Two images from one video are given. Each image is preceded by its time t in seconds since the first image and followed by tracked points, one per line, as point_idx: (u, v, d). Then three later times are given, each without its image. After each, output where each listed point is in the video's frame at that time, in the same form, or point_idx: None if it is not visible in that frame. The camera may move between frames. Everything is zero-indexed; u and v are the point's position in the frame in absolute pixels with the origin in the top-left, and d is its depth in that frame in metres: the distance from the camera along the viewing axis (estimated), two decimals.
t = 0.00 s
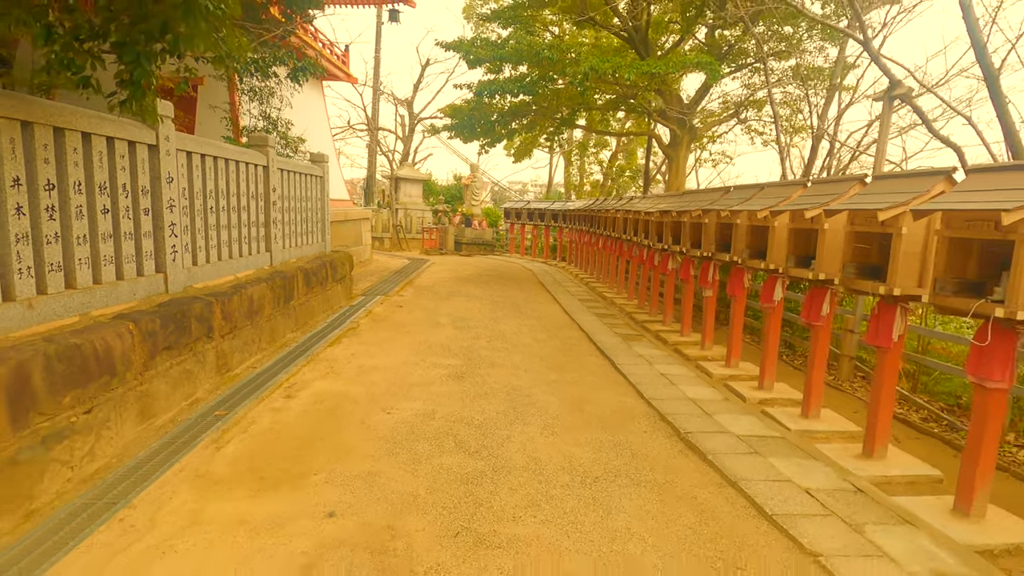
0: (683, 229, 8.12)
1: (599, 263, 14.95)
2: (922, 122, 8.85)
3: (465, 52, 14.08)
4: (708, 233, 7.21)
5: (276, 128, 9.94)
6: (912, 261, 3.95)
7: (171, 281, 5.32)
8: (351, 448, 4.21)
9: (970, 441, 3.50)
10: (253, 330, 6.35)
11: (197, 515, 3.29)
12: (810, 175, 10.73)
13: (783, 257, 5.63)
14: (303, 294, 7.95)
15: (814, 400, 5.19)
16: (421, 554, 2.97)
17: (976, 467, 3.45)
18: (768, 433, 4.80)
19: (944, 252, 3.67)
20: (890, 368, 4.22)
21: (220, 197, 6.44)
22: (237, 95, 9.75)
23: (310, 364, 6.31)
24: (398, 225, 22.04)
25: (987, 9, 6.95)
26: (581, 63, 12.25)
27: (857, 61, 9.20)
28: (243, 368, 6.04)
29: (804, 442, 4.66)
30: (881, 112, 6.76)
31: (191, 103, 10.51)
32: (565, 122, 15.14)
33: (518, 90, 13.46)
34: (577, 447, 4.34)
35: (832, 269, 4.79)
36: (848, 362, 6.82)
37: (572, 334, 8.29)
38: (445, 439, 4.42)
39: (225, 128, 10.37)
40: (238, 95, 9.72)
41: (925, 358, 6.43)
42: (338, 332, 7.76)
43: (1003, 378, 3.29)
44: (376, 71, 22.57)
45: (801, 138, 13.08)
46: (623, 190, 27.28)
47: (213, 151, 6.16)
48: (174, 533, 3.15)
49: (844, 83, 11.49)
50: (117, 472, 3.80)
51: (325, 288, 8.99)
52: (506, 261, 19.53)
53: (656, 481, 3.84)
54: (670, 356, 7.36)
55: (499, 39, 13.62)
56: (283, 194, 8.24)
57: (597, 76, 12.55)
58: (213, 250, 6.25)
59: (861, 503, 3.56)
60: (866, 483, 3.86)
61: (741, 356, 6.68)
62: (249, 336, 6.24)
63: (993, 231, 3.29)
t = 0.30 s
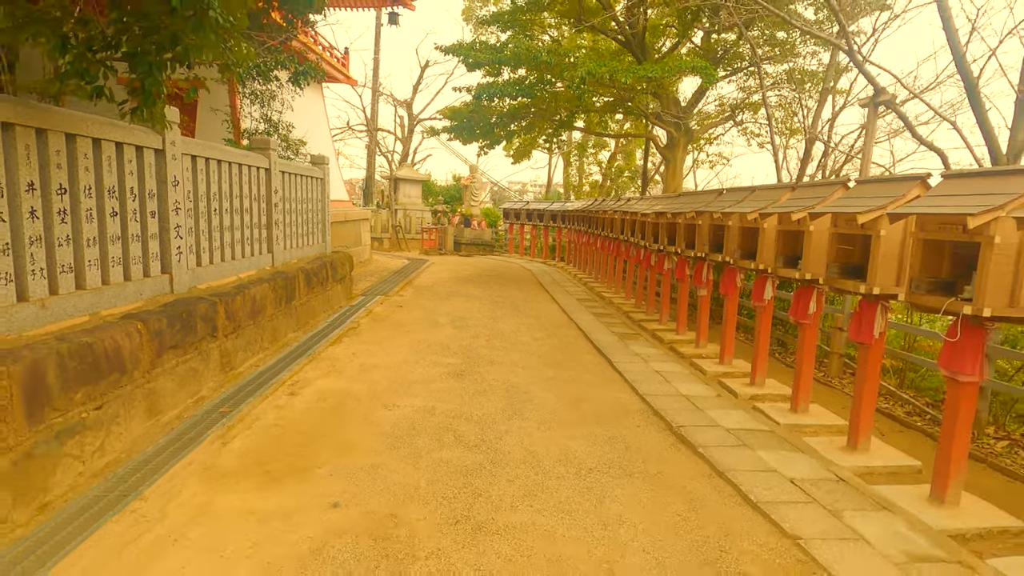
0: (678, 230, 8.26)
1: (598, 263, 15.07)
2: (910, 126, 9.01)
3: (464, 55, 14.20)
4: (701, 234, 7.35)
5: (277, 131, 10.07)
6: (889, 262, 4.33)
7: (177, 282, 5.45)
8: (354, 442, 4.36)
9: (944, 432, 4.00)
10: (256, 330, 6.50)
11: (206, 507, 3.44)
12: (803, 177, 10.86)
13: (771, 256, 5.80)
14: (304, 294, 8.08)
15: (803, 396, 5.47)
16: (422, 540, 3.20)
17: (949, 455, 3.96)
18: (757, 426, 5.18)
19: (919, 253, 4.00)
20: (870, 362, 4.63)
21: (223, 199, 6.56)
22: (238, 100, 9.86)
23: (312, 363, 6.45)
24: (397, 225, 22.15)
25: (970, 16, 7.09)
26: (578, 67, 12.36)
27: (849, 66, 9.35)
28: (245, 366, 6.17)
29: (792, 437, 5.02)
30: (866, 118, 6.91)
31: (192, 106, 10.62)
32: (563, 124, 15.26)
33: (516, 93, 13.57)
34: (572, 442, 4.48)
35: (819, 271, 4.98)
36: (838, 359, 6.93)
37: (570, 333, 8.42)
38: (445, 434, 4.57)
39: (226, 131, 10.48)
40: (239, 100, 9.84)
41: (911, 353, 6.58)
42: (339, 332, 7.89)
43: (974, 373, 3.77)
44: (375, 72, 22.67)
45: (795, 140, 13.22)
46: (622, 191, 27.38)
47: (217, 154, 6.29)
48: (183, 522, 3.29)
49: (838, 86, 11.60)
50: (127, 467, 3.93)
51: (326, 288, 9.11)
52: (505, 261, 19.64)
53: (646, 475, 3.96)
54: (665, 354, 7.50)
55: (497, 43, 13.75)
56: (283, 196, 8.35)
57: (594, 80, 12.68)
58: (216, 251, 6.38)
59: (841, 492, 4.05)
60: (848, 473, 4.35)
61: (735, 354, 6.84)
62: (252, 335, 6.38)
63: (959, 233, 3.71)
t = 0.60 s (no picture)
0: (671, 231, 8.49)
1: (595, 263, 15.29)
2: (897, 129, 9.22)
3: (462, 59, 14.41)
4: (692, 235, 7.59)
5: (281, 134, 10.31)
6: (868, 262, 4.60)
7: (188, 282, 5.67)
8: (359, 434, 4.59)
9: (917, 424, 4.27)
10: (262, 328, 6.72)
11: (221, 493, 3.67)
12: (796, 179, 11.09)
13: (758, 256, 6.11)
14: (307, 294, 8.30)
15: (789, 391, 5.73)
16: (424, 522, 3.44)
17: (922, 445, 4.22)
18: (744, 420, 5.42)
19: (892, 254, 4.31)
20: (849, 358, 4.91)
21: (231, 202, 6.79)
22: (242, 105, 10.08)
23: (316, 361, 6.67)
24: (397, 226, 22.35)
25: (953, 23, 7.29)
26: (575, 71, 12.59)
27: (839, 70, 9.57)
28: (252, 363, 6.39)
29: (777, 430, 5.26)
30: (852, 123, 7.14)
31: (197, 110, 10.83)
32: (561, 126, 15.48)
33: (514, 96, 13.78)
34: (567, 434, 4.71)
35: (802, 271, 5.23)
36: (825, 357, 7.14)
37: (566, 331, 8.65)
38: (445, 426, 4.80)
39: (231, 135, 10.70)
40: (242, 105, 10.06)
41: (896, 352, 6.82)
42: (341, 331, 8.11)
43: (943, 366, 4.05)
44: (375, 74, 22.87)
45: (789, 143, 13.44)
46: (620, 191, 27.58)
47: (225, 158, 6.51)
48: (201, 507, 3.52)
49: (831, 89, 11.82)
50: (145, 457, 4.15)
51: (328, 288, 9.33)
52: (504, 262, 19.85)
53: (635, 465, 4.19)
54: (658, 351, 7.73)
55: (496, 47, 13.97)
56: (287, 198, 8.57)
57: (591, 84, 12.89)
58: (224, 252, 6.60)
59: (819, 480, 4.30)
60: (828, 463, 4.59)
61: (726, 352, 7.07)
62: (258, 333, 6.60)
63: (926, 234, 4.02)
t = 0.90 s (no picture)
0: (667, 231, 8.67)
1: (593, 264, 15.47)
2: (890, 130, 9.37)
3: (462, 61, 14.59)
4: (687, 235, 7.78)
5: (284, 136, 10.49)
6: (854, 261, 4.78)
7: (197, 281, 5.84)
8: (362, 427, 4.76)
9: (901, 418, 4.44)
10: (268, 326, 6.89)
11: (233, 481, 3.84)
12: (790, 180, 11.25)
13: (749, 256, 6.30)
14: (310, 293, 8.46)
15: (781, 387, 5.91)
16: (425, 508, 3.61)
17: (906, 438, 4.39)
18: (736, 415, 5.59)
19: (877, 254, 4.50)
20: (837, 354, 5.08)
21: (237, 203, 6.96)
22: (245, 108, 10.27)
23: (320, 358, 6.85)
24: (397, 227, 22.53)
25: (943, 27, 7.44)
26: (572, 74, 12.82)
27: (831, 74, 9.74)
28: (258, 360, 6.56)
29: (768, 425, 5.43)
30: (843, 126, 7.32)
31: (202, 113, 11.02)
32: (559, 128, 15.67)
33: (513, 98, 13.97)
34: (563, 427, 4.89)
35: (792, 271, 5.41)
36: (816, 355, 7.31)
37: (564, 330, 8.82)
38: (445, 420, 4.98)
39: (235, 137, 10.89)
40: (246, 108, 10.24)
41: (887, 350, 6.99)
42: (344, 329, 8.28)
43: (925, 362, 4.22)
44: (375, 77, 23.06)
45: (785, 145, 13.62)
46: (619, 192, 27.75)
47: (231, 160, 6.69)
48: (214, 493, 3.69)
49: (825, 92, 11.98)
50: (158, 447, 4.32)
51: (330, 288, 9.50)
52: (503, 262, 20.02)
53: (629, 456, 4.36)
54: (654, 350, 7.91)
55: (494, 49, 14.15)
56: (290, 199, 8.74)
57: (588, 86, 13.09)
58: (231, 252, 6.77)
59: (806, 472, 4.47)
60: (816, 455, 4.76)
61: (720, 350, 7.25)
62: (263, 331, 6.77)
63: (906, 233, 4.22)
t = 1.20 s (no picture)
0: (661, 231, 8.93)
1: (591, 264, 15.73)
2: (881, 132, 9.59)
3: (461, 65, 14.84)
4: (680, 235, 8.02)
5: (288, 139, 10.73)
6: (835, 259, 5.02)
7: (208, 278, 6.09)
8: (366, 417, 5.00)
9: (879, 408, 4.67)
10: (274, 322, 7.13)
11: (246, 464, 4.08)
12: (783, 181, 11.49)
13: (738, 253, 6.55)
14: (314, 291, 8.70)
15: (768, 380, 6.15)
16: (427, 490, 3.84)
17: (883, 427, 4.63)
18: (724, 406, 5.84)
19: (856, 250, 4.73)
20: (821, 348, 5.33)
21: (245, 203, 7.21)
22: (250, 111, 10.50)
23: (324, 353, 7.09)
24: (398, 227, 22.80)
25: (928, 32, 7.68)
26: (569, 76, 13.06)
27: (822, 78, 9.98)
28: (265, 354, 6.80)
29: (755, 416, 5.67)
30: (830, 128, 7.55)
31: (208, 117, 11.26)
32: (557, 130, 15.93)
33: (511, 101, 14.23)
34: (558, 417, 5.13)
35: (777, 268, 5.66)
36: (805, 350, 7.56)
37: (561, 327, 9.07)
38: (445, 410, 5.22)
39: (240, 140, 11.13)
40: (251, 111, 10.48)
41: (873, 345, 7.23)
42: (347, 326, 8.52)
43: (900, 354, 4.46)
44: (375, 79, 23.31)
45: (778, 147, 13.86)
46: (617, 193, 28.00)
47: (240, 162, 6.94)
48: (229, 475, 3.93)
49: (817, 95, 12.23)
50: (175, 434, 4.57)
51: (334, 286, 9.75)
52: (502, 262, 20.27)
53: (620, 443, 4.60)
54: (648, 346, 8.15)
55: (493, 53, 14.40)
56: (295, 200, 8.99)
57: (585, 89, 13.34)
58: (239, 250, 7.02)
59: (787, 457, 4.72)
60: (799, 443, 5.01)
61: (712, 346, 7.49)
62: (270, 327, 7.02)
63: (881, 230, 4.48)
